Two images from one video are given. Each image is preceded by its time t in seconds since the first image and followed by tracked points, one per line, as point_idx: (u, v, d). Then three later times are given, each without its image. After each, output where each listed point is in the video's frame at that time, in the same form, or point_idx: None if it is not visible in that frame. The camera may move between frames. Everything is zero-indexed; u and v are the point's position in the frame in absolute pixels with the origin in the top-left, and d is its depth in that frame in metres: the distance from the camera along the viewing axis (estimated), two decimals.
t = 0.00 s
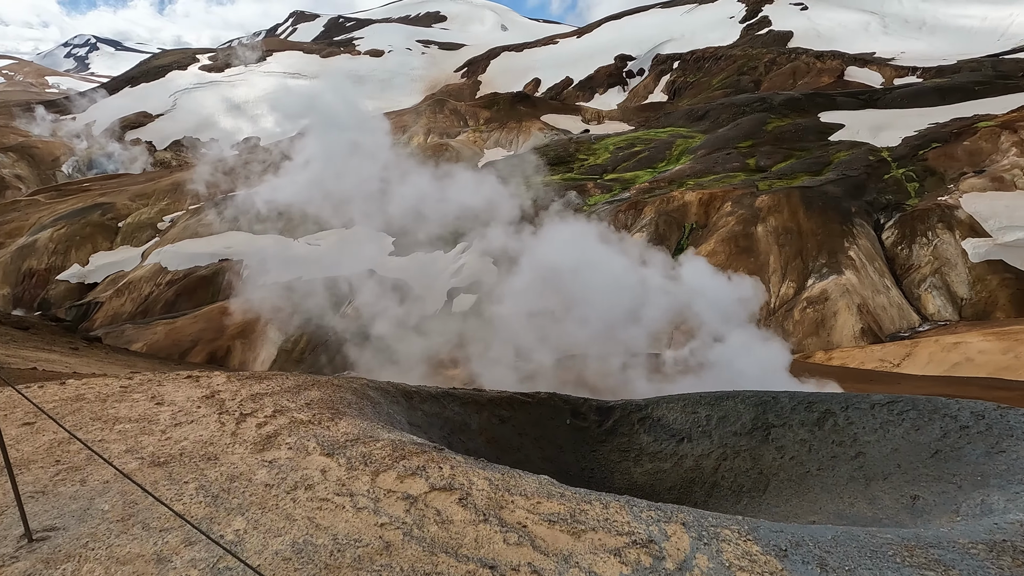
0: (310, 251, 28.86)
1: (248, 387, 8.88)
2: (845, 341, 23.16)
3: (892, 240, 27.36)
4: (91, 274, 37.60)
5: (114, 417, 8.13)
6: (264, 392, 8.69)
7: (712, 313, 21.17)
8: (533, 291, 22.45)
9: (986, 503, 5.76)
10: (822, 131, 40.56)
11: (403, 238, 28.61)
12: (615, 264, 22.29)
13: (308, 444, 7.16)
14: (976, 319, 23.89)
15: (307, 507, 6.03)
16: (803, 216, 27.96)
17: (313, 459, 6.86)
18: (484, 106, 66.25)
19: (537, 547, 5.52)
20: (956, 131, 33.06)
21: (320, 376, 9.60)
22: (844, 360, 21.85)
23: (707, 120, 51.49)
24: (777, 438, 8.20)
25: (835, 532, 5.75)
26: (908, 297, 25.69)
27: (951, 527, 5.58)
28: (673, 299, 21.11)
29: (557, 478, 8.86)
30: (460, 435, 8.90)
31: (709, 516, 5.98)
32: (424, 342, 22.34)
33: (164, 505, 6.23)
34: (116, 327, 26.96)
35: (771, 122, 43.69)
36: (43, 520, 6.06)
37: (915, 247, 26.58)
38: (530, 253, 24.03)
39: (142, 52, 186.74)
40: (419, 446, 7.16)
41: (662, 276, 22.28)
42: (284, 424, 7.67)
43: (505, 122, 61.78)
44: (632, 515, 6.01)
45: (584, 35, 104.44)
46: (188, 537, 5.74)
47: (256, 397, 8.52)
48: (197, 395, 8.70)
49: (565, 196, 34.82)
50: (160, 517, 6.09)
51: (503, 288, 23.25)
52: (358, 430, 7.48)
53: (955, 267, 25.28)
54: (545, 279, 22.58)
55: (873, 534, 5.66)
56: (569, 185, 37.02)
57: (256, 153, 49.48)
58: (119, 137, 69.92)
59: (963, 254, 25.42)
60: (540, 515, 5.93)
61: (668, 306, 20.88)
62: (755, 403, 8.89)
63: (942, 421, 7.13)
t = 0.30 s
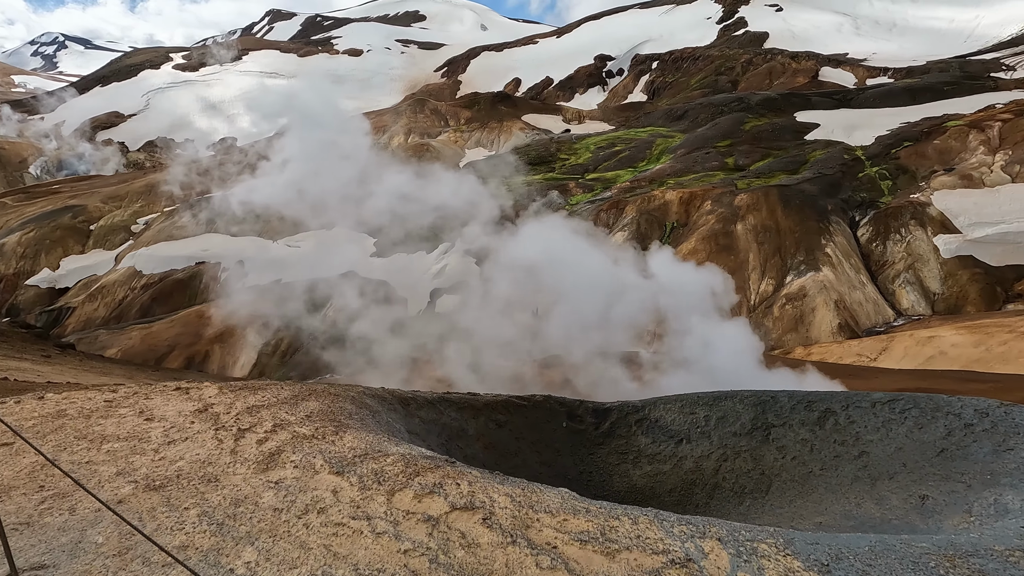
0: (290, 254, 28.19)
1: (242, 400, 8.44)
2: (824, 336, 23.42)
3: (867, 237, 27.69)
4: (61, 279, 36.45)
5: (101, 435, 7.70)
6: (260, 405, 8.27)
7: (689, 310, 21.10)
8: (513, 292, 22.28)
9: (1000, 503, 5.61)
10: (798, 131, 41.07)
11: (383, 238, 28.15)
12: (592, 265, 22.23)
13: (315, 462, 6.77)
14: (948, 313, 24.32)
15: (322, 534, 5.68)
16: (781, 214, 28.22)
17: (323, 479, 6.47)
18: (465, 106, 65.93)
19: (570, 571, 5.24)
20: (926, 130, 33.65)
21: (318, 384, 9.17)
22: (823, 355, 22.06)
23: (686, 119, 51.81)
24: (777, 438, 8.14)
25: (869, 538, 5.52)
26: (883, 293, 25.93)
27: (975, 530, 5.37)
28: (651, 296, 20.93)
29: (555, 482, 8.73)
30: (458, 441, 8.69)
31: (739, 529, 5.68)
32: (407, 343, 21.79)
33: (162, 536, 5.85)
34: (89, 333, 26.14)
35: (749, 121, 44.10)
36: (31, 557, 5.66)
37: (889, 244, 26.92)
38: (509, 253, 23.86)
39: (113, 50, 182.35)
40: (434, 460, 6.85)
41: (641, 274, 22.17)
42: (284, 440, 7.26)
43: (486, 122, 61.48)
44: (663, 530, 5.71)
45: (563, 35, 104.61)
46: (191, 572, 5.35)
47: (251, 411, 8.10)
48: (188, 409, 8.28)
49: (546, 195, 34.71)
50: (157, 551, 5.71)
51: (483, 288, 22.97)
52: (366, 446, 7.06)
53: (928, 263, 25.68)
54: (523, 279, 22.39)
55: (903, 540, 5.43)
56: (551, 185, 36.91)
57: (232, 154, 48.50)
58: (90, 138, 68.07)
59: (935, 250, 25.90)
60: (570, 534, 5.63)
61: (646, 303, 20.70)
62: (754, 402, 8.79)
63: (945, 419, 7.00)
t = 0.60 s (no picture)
0: (265, 255, 27.46)
1: (237, 415, 7.96)
2: (798, 329, 23.71)
3: (837, 231, 28.19)
4: (24, 283, 35.14)
5: (86, 458, 7.16)
6: (256, 419, 7.82)
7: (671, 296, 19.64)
8: (492, 295, 21.74)
9: (1006, 499, 5.45)
10: (771, 127, 41.58)
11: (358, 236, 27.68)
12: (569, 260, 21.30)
13: (324, 483, 6.34)
14: (916, 304, 24.75)
15: (343, 565, 5.25)
16: (756, 210, 28.56)
17: (336, 500, 6.05)
18: (441, 104, 65.37)
19: None
20: (892, 127, 34.37)
21: (313, 395, 8.77)
22: (798, 347, 22.27)
23: (661, 117, 52.10)
24: (774, 435, 8.10)
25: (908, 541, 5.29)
26: (854, 285, 26.34)
27: (1005, 526, 5.17)
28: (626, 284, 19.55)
29: (551, 484, 8.61)
30: (453, 447, 8.50)
31: (774, 538, 5.41)
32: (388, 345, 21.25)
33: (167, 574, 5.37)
34: (55, 339, 25.16)
35: (723, 118, 44.58)
36: None
37: (859, 237, 27.38)
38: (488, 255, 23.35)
39: (76, 46, 176.82)
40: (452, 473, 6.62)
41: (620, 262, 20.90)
42: (283, 458, 6.85)
43: (463, 120, 61.02)
44: (696, 545, 5.37)
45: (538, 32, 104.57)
46: None
47: (248, 427, 7.63)
48: (179, 427, 7.77)
49: (524, 193, 34.59)
50: None
51: (462, 292, 22.54)
52: (375, 460, 6.70)
53: (896, 256, 26.18)
54: (502, 282, 21.85)
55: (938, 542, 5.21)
56: (528, 182, 36.80)
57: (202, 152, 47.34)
58: (52, 136, 65.77)
59: (902, 243, 26.36)
60: (602, 554, 5.22)
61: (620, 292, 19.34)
62: (749, 400, 8.78)
63: (942, 414, 6.89)
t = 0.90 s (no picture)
0: (242, 257, 26.83)
1: (234, 427, 7.55)
2: (776, 323, 23.93)
3: (813, 226, 28.54)
4: None
5: (75, 480, 6.62)
6: (255, 432, 7.43)
7: (645, 291, 19.37)
8: (473, 297, 21.34)
9: (1016, 494, 5.35)
10: (747, 125, 42.02)
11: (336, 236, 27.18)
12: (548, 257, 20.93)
13: (336, 502, 5.93)
14: (889, 297, 25.04)
15: None
16: (734, 206, 28.76)
17: (351, 521, 5.66)
18: (420, 102, 64.78)
19: None
20: (865, 124, 34.87)
21: (311, 405, 8.41)
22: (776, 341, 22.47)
23: (640, 114, 52.30)
24: (773, 432, 8.06)
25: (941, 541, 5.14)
26: (829, 279, 26.66)
27: None
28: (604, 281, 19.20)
29: (550, 487, 8.49)
30: (451, 452, 8.31)
31: (810, 548, 5.19)
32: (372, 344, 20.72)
33: None
34: (23, 345, 24.29)
35: (700, 115, 44.91)
36: None
37: (834, 232, 27.73)
38: (465, 253, 22.99)
39: (42, 43, 171.88)
40: (470, 485, 6.35)
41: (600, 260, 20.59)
42: (290, 472, 6.48)
43: (442, 118, 60.48)
44: (731, 556, 5.14)
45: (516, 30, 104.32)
46: None
47: (247, 442, 7.18)
48: (175, 444, 7.27)
49: (505, 191, 34.50)
50: None
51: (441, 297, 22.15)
52: (389, 473, 6.37)
53: (870, 250, 26.51)
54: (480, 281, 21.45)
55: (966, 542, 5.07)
56: (509, 181, 36.64)
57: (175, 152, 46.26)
58: (18, 137, 63.75)
59: (876, 237, 26.80)
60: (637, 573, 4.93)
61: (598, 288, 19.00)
62: (746, 398, 8.74)
63: (943, 409, 6.87)
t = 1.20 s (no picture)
0: (220, 260, 26.13)
1: (228, 447, 6.99)
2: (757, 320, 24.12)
3: (792, 224, 28.83)
4: None
5: (57, 513, 6.07)
6: (250, 452, 6.89)
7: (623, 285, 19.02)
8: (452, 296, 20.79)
9: None
10: (727, 124, 42.33)
11: (314, 235, 26.59)
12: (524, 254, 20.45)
13: (343, 529, 5.45)
14: (866, 293, 25.35)
15: None
16: (715, 205, 28.91)
17: (362, 551, 5.18)
18: (401, 102, 64.25)
19: None
20: (841, 123, 35.35)
21: (308, 419, 7.87)
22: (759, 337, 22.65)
23: (622, 114, 52.44)
24: (773, 434, 7.98)
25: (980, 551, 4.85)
26: (808, 277, 26.94)
27: None
28: (584, 274, 18.72)
29: (548, 495, 8.43)
30: (448, 462, 8.16)
31: (849, 565, 4.83)
32: (356, 346, 20.15)
33: None
34: None
35: (681, 115, 45.15)
36: None
37: (813, 230, 27.99)
38: (442, 250, 22.44)
39: (10, 42, 167.52)
40: (481, 504, 5.91)
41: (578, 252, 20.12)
42: (289, 496, 6.01)
43: (424, 119, 60.02)
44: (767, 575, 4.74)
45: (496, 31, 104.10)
46: None
47: (242, 462, 6.68)
48: (164, 467, 6.72)
49: (488, 191, 34.32)
50: None
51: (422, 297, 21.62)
52: (395, 491, 5.96)
53: (847, 247, 26.85)
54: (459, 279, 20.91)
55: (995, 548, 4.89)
56: (491, 181, 36.46)
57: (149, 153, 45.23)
58: None
59: (853, 235, 27.15)
60: None
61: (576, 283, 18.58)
62: (744, 399, 8.64)
63: (944, 408, 6.84)
